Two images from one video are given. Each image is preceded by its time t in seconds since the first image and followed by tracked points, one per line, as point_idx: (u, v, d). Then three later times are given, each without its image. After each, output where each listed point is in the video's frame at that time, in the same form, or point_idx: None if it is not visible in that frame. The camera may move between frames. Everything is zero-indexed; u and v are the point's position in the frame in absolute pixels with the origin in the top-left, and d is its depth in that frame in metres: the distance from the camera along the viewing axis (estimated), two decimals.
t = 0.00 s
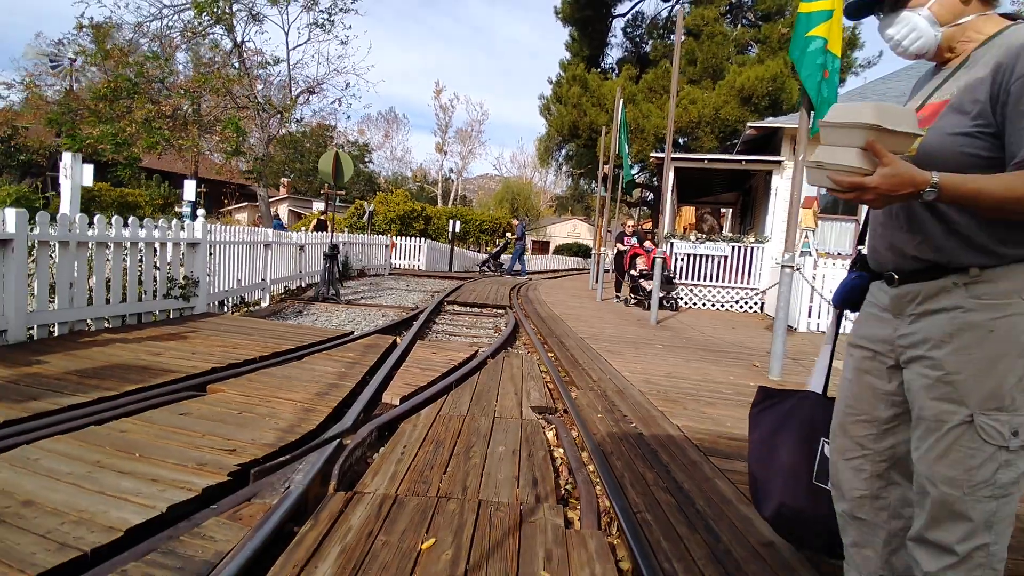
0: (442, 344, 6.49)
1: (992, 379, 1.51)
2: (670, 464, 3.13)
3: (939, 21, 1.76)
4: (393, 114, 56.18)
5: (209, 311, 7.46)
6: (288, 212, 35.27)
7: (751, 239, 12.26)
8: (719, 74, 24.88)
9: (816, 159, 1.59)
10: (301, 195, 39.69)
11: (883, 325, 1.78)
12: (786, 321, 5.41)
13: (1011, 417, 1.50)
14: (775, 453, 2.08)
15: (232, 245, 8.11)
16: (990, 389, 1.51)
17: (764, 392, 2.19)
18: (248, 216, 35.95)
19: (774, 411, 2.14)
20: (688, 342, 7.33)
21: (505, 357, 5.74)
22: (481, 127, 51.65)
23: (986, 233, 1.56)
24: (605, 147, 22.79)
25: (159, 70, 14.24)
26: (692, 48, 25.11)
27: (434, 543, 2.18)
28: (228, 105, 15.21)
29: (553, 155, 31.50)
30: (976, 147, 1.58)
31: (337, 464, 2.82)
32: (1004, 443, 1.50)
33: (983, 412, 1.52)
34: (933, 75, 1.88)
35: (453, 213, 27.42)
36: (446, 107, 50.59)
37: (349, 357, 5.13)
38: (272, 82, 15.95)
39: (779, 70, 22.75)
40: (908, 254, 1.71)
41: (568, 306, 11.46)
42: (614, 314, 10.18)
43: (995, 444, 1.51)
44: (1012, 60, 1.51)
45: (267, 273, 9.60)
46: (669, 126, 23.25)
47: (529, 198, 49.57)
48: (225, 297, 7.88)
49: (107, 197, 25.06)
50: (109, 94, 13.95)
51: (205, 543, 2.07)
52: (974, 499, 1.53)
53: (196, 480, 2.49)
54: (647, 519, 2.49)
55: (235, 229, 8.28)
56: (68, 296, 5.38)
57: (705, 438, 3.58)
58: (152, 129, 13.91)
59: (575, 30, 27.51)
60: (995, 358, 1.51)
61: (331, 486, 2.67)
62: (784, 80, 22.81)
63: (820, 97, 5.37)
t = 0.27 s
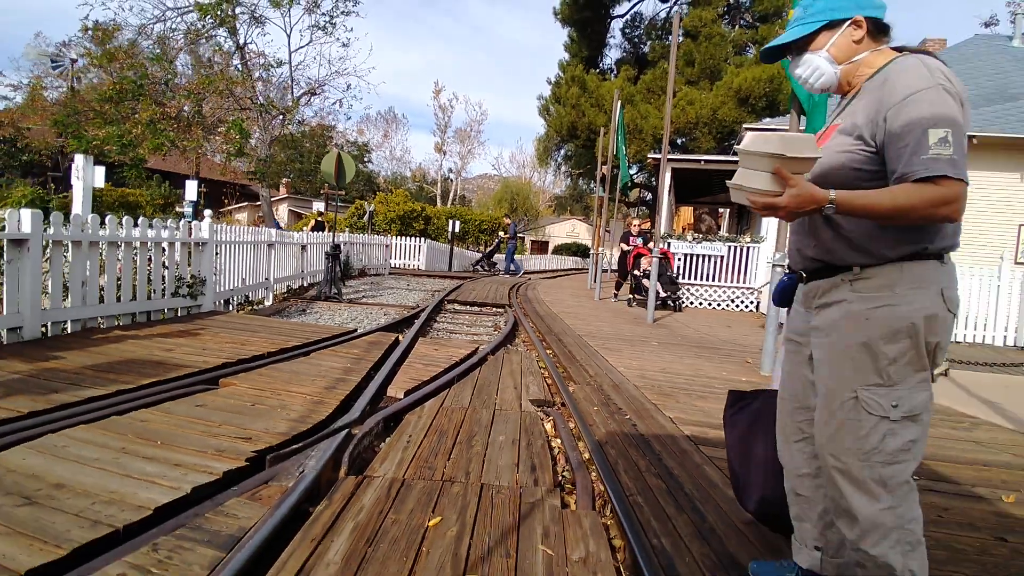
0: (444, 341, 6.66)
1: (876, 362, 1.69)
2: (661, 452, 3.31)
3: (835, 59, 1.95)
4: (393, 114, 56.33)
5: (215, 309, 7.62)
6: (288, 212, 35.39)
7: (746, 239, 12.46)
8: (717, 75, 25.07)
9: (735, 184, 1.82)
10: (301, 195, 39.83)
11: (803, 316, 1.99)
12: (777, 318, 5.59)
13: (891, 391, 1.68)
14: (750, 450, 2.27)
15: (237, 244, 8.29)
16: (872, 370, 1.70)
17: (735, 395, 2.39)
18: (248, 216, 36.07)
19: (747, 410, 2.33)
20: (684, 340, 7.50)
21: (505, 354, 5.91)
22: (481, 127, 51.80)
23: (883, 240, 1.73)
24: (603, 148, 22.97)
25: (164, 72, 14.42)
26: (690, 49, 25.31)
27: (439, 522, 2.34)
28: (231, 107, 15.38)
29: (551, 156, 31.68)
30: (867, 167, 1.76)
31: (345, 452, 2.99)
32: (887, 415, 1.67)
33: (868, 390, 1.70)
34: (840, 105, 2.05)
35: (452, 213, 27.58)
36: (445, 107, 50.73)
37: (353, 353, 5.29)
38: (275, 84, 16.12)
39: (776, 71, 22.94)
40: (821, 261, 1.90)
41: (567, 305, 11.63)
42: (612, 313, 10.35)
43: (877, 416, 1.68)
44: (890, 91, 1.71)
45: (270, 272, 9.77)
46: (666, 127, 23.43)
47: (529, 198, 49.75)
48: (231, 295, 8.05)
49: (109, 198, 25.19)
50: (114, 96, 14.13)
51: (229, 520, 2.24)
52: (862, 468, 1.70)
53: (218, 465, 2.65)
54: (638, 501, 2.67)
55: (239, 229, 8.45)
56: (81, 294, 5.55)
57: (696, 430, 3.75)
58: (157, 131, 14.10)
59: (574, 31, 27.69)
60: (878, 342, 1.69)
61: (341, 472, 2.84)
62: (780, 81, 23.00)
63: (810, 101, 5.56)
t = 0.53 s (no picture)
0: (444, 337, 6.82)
1: (756, 328, 1.98)
2: (654, 442, 3.48)
3: (756, 76, 2.23)
4: (392, 112, 56.37)
5: (221, 306, 7.79)
6: (288, 211, 35.49)
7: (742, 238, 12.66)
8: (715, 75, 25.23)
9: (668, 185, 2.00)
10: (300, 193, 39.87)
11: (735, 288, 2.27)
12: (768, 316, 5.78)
13: (764, 354, 1.96)
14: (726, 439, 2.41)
15: (241, 242, 8.43)
16: (753, 331, 1.98)
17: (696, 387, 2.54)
18: (247, 214, 36.11)
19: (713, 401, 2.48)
20: (679, 336, 7.67)
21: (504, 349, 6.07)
22: (479, 125, 51.88)
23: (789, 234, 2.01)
24: (602, 147, 23.12)
25: (167, 72, 14.58)
26: (688, 48, 25.46)
27: (444, 502, 2.51)
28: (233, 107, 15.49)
29: (550, 154, 31.82)
30: (781, 169, 2.03)
31: (353, 438, 3.16)
32: (753, 371, 1.96)
33: (747, 344, 1.98)
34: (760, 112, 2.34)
35: (451, 212, 27.71)
36: (444, 105, 50.79)
37: (357, 349, 5.45)
38: (276, 84, 16.23)
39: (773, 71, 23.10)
40: (742, 251, 2.17)
41: (565, 303, 11.79)
42: (610, 310, 10.50)
43: (745, 370, 1.97)
44: (798, 104, 1.98)
45: (273, 270, 9.92)
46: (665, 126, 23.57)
47: (527, 196, 49.91)
48: (235, 293, 8.20)
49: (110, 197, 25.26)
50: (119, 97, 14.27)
51: (249, 500, 2.40)
52: (721, 404, 2.00)
53: (235, 451, 2.82)
54: (630, 484, 2.85)
55: (243, 228, 8.59)
56: (92, 291, 5.70)
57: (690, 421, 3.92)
58: (162, 131, 14.27)
59: (572, 30, 27.80)
60: (765, 313, 1.97)
61: (351, 458, 3.00)
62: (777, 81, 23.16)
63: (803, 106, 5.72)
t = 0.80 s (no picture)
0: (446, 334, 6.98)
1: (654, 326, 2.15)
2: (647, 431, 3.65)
3: (681, 91, 2.43)
4: (391, 111, 56.47)
5: (226, 303, 7.96)
6: (288, 210, 35.60)
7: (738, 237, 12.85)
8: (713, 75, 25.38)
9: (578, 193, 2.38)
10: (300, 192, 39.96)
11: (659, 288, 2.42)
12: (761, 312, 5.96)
13: (660, 350, 2.14)
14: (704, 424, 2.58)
15: (246, 241, 8.60)
16: (651, 329, 2.15)
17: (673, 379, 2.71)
18: (247, 213, 36.23)
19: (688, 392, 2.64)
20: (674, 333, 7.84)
21: (504, 345, 6.23)
22: (479, 124, 51.98)
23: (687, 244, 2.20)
24: (601, 146, 23.27)
25: (170, 73, 14.72)
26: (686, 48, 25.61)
27: (448, 485, 2.67)
28: (235, 107, 15.61)
29: (549, 154, 31.96)
30: (682, 185, 2.23)
31: (360, 426, 3.32)
32: (649, 366, 2.14)
33: (647, 340, 2.17)
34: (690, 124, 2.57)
35: (451, 211, 27.84)
36: (443, 104, 50.88)
37: (361, 344, 5.61)
38: (277, 84, 16.37)
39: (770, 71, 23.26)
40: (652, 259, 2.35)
41: (564, 301, 11.96)
42: (607, 308, 10.68)
43: (643, 364, 2.16)
44: (696, 127, 2.18)
45: (276, 269, 10.08)
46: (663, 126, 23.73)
47: (527, 195, 50.07)
48: (240, 290, 8.37)
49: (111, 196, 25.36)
50: (123, 97, 14.42)
51: (266, 483, 2.56)
52: (619, 392, 2.19)
53: (250, 438, 2.98)
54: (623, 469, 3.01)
55: (247, 227, 8.76)
56: (103, 289, 5.87)
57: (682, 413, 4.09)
58: (166, 131, 14.43)
59: (572, 30, 27.95)
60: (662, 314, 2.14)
61: (359, 445, 3.16)
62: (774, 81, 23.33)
63: (796, 108, 5.89)
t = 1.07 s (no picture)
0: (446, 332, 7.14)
1: (589, 319, 2.30)
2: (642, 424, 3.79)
3: (593, 89, 2.64)
4: (391, 112, 56.63)
5: (231, 302, 8.12)
6: (288, 210, 35.73)
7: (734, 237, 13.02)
8: (710, 76, 25.57)
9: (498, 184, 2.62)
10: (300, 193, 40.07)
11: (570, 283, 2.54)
12: (754, 310, 6.13)
13: (598, 339, 2.30)
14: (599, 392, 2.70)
15: (250, 241, 8.77)
16: (586, 322, 2.31)
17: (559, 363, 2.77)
18: (247, 213, 36.35)
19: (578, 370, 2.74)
20: (670, 331, 8.01)
21: (503, 342, 6.39)
22: (478, 125, 52.15)
23: (592, 233, 2.42)
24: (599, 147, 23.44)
25: (173, 75, 14.87)
26: (684, 50, 25.79)
27: (450, 471, 2.83)
28: (236, 109, 15.75)
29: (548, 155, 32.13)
30: (587, 178, 2.44)
31: (365, 417, 3.46)
32: (592, 355, 2.30)
33: (584, 334, 2.31)
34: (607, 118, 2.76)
35: (450, 211, 28.00)
36: (442, 105, 51.05)
37: (364, 341, 5.76)
38: (279, 86, 16.53)
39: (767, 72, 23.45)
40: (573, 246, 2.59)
41: (562, 300, 12.12)
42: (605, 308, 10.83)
43: (586, 355, 2.31)
44: (597, 126, 2.38)
45: (278, 268, 10.24)
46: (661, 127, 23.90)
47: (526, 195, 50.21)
48: (244, 289, 8.53)
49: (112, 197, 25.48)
50: (127, 100, 14.56)
51: (280, 469, 2.71)
52: (572, 388, 2.33)
53: (263, 428, 3.13)
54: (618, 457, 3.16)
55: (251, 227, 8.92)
56: (113, 288, 6.03)
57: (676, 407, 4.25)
58: (170, 133, 14.57)
59: (570, 31, 28.13)
60: (591, 304, 2.29)
61: (366, 435, 3.31)
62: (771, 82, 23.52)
63: (790, 111, 6.06)
